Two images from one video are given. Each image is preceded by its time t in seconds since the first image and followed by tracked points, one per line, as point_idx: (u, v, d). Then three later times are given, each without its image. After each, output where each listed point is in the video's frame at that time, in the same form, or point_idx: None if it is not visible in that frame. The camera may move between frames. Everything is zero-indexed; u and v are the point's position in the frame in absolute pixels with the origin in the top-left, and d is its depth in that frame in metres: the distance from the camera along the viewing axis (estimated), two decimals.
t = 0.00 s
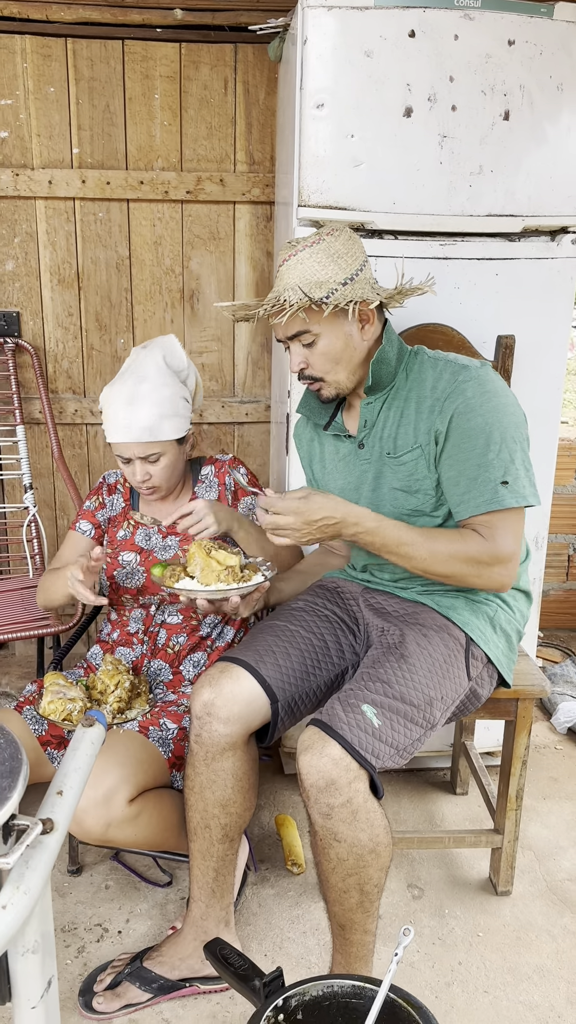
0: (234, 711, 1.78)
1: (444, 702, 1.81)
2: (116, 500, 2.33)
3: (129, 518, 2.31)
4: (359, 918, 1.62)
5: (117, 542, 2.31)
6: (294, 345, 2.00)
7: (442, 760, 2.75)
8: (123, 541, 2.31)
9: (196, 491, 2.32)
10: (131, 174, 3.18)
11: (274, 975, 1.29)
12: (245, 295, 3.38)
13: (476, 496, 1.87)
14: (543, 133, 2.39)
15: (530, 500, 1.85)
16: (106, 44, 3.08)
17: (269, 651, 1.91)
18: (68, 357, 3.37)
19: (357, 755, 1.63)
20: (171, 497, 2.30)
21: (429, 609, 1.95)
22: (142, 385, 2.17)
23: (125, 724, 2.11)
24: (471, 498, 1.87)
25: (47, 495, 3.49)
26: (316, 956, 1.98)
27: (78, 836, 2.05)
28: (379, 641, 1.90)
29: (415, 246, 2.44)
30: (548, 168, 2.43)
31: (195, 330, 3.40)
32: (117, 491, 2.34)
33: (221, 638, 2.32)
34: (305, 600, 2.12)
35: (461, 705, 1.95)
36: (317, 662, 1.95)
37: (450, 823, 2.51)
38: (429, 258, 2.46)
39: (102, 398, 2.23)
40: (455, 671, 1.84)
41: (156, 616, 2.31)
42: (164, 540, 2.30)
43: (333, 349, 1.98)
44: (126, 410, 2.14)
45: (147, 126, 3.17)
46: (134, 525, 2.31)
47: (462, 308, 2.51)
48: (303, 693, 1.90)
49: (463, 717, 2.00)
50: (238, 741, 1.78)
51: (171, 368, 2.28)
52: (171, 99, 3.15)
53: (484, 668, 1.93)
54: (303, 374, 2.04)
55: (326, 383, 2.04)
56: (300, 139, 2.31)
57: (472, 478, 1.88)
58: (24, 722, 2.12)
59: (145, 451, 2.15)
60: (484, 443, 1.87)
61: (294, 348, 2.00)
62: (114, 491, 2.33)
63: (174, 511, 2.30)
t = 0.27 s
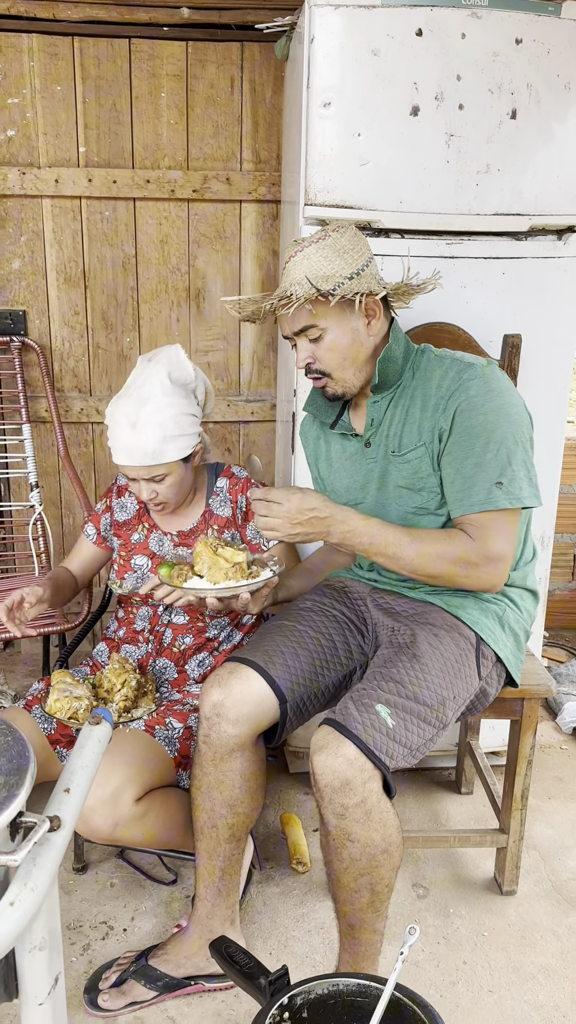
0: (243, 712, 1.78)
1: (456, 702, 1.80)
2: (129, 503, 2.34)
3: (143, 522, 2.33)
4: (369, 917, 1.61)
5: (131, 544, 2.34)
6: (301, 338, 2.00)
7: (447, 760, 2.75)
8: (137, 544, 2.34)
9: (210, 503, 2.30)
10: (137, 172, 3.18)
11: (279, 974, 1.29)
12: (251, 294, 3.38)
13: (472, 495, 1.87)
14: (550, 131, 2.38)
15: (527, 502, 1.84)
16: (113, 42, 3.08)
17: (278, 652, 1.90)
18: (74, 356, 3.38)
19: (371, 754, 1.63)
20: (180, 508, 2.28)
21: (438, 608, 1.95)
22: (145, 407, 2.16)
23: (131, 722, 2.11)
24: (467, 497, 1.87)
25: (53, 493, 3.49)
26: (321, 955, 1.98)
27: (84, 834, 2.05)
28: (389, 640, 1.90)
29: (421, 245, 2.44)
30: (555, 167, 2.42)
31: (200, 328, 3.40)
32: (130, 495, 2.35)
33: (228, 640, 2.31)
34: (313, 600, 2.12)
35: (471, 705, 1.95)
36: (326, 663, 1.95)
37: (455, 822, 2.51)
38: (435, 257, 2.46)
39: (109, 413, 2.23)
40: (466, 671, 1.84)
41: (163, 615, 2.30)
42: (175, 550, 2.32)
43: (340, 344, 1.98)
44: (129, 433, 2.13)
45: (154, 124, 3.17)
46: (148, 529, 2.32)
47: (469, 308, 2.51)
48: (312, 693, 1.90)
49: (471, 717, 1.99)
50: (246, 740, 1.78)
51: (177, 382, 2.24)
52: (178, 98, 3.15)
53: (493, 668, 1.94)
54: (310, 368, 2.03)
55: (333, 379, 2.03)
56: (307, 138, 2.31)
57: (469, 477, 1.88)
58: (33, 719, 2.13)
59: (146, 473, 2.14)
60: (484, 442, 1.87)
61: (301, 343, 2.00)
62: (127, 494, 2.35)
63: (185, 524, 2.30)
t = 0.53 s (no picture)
0: (255, 712, 1.78)
1: (470, 700, 1.81)
2: (132, 505, 2.35)
3: (146, 523, 2.33)
4: (374, 915, 1.62)
5: (135, 545, 2.33)
6: (305, 334, 1.99)
7: (450, 758, 2.75)
8: (141, 545, 2.33)
9: (213, 504, 2.30)
10: (142, 170, 3.18)
11: (284, 972, 1.29)
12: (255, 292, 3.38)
13: (479, 494, 1.87)
14: (555, 130, 2.38)
15: (535, 499, 1.84)
16: (118, 40, 3.08)
17: (289, 651, 1.90)
18: (78, 354, 3.38)
19: (389, 754, 1.63)
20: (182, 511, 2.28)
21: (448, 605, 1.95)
22: (141, 415, 2.15)
23: (136, 719, 2.12)
24: (474, 496, 1.88)
25: (57, 491, 3.50)
26: (324, 953, 1.99)
27: (89, 831, 2.06)
28: (401, 640, 1.90)
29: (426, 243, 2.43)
30: (560, 166, 2.42)
31: (205, 327, 3.40)
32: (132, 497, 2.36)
33: (232, 639, 2.34)
34: (321, 598, 2.12)
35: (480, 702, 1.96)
36: (336, 662, 1.95)
37: (459, 820, 2.51)
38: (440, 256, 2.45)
39: (106, 419, 2.23)
40: (479, 669, 1.85)
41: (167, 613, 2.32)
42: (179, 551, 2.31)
43: (344, 339, 1.98)
44: (126, 442, 2.13)
45: (159, 123, 3.17)
46: (151, 529, 2.32)
47: (474, 306, 2.51)
48: (322, 692, 1.90)
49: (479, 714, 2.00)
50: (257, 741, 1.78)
51: (173, 386, 2.23)
52: (183, 96, 3.15)
53: (503, 666, 1.94)
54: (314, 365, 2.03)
55: (337, 375, 2.03)
56: (312, 136, 2.31)
57: (477, 476, 1.88)
58: (38, 718, 2.14)
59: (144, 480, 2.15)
60: (491, 442, 1.87)
61: (305, 337, 2.00)
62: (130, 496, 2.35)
63: (188, 524, 2.30)
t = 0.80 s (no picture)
0: (264, 715, 1.77)
1: (483, 700, 1.81)
2: (131, 503, 2.35)
3: (145, 521, 2.33)
4: (375, 913, 1.62)
5: (135, 543, 2.33)
6: (308, 329, 1.99)
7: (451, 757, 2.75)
8: (141, 543, 2.33)
9: (212, 501, 2.30)
10: (143, 168, 3.18)
11: (283, 969, 1.27)
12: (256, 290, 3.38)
13: (484, 491, 1.86)
14: (557, 127, 2.37)
15: (540, 497, 1.83)
16: (119, 37, 3.08)
17: (297, 652, 1.90)
18: (79, 352, 3.38)
19: (408, 755, 1.62)
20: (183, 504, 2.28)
21: (455, 604, 1.95)
22: (141, 407, 2.15)
23: (136, 718, 2.11)
24: (479, 493, 1.87)
25: (58, 489, 3.50)
26: (324, 951, 1.99)
27: (90, 829, 2.06)
28: (412, 641, 1.90)
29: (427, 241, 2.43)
30: (562, 163, 2.41)
31: (206, 324, 3.40)
32: (131, 494, 2.35)
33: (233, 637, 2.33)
34: (326, 599, 2.11)
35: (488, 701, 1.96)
36: (344, 663, 1.95)
37: (459, 819, 2.51)
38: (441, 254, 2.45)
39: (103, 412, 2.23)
40: (491, 668, 1.85)
41: (168, 611, 2.31)
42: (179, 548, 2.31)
43: (348, 334, 1.98)
44: (126, 433, 2.13)
45: (160, 120, 3.17)
46: (150, 527, 2.32)
47: (475, 304, 2.51)
48: (330, 693, 1.90)
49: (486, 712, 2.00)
50: (266, 743, 1.77)
51: (171, 378, 2.24)
52: (184, 93, 3.15)
53: (511, 665, 1.94)
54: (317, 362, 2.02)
55: (340, 371, 2.02)
56: (313, 134, 2.31)
57: (482, 473, 1.87)
58: (39, 716, 2.14)
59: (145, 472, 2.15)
60: (497, 439, 1.86)
61: (307, 331, 1.99)
62: (129, 494, 2.35)
63: (188, 519, 2.30)
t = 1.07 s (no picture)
0: (268, 716, 1.77)
1: (489, 697, 1.82)
2: (129, 502, 2.34)
3: (144, 519, 2.33)
4: (374, 910, 1.62)
5: (133, 543, 2.33)
6: (311, 324, 1.99)
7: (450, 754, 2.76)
8: (139, 542, 2.33)
9: (209, 500, 2.29)
10: (143, 166, 3.17)
11: (283, 966, 1.27)
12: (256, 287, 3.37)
13: (487, 487, 1.86)
14: (557, 125, 2.37)
15: (543, 493, 1.83)
16: (119, 34, 3.08)
17: (300, 652, 1.90)
18: (79, 350, 3.38)
19: (416, 755, 1.63)
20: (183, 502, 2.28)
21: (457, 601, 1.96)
22: (148, 400, 2.15)
23: (136, 715, 2.12)
24: (483, 489, 1.86)
25: (58, 486, 3.50)
26: (324, 948, 1.99)
27: (89, 826, 2.06)
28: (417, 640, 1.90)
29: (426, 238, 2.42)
30: (562, 161, 2.41)
31: (206, 322, 3.40)
32: (130, 492, 2.35)
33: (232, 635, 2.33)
34: (328, 597, 2.11)
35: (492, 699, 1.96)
36: (347, 661, 1.95)
37: (458, 816, 2.51)
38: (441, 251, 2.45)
39: (108, 407, 2.22)
40: (496, 666, 1.85)
41: (167, 608, 2.31)
42: (176, 546, 2.31)
43: (351, 328, 1.98)
44: (133, 426, 2.13)
45: (160, 118, 3.17)
46: (149, 526, 2.32)
47: (475, 302, 2.50)
48: (333, 692, 1.90)
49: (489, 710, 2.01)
50: (270, 743, 1.78)
51: (178, 374, 2.24)
52: (184, 91, 3.14)
53: (514, 662, 1.95)
54: (319, 357, 2.02)
55: (344, 367, 2.02)
56: (313, 132, 2.30)
57: (486, 470, 1.87)
58: (39, 713, 2.14)
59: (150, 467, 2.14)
60: (501, 435, 1.86)
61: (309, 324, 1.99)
62: (127, 493, 2.35)
63: (186, 518, 2.30)
